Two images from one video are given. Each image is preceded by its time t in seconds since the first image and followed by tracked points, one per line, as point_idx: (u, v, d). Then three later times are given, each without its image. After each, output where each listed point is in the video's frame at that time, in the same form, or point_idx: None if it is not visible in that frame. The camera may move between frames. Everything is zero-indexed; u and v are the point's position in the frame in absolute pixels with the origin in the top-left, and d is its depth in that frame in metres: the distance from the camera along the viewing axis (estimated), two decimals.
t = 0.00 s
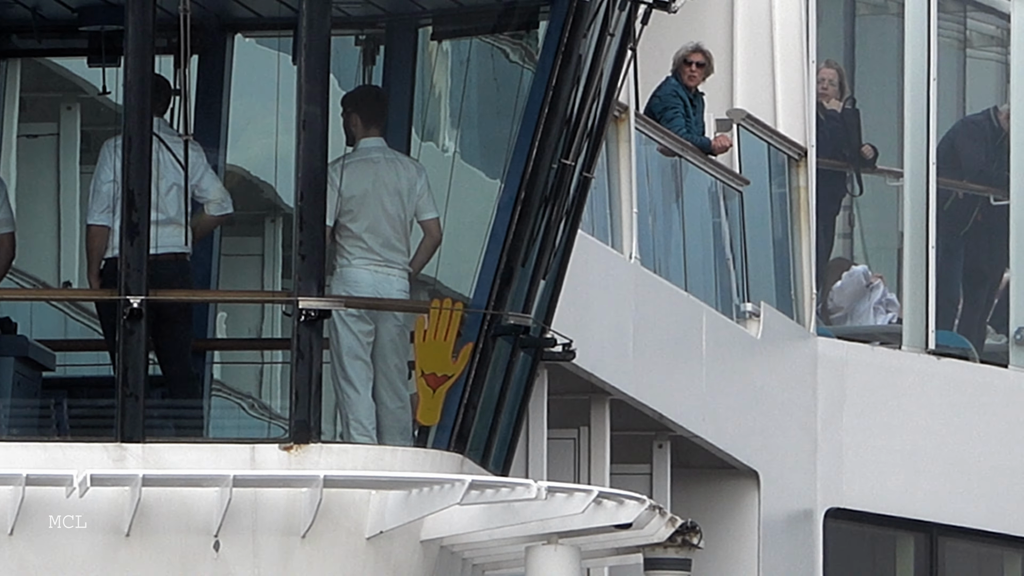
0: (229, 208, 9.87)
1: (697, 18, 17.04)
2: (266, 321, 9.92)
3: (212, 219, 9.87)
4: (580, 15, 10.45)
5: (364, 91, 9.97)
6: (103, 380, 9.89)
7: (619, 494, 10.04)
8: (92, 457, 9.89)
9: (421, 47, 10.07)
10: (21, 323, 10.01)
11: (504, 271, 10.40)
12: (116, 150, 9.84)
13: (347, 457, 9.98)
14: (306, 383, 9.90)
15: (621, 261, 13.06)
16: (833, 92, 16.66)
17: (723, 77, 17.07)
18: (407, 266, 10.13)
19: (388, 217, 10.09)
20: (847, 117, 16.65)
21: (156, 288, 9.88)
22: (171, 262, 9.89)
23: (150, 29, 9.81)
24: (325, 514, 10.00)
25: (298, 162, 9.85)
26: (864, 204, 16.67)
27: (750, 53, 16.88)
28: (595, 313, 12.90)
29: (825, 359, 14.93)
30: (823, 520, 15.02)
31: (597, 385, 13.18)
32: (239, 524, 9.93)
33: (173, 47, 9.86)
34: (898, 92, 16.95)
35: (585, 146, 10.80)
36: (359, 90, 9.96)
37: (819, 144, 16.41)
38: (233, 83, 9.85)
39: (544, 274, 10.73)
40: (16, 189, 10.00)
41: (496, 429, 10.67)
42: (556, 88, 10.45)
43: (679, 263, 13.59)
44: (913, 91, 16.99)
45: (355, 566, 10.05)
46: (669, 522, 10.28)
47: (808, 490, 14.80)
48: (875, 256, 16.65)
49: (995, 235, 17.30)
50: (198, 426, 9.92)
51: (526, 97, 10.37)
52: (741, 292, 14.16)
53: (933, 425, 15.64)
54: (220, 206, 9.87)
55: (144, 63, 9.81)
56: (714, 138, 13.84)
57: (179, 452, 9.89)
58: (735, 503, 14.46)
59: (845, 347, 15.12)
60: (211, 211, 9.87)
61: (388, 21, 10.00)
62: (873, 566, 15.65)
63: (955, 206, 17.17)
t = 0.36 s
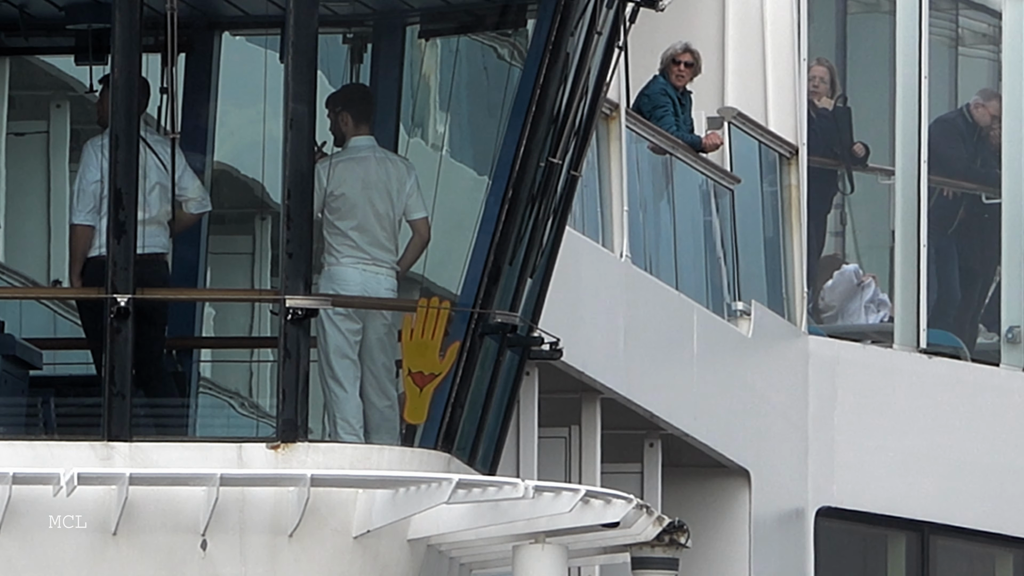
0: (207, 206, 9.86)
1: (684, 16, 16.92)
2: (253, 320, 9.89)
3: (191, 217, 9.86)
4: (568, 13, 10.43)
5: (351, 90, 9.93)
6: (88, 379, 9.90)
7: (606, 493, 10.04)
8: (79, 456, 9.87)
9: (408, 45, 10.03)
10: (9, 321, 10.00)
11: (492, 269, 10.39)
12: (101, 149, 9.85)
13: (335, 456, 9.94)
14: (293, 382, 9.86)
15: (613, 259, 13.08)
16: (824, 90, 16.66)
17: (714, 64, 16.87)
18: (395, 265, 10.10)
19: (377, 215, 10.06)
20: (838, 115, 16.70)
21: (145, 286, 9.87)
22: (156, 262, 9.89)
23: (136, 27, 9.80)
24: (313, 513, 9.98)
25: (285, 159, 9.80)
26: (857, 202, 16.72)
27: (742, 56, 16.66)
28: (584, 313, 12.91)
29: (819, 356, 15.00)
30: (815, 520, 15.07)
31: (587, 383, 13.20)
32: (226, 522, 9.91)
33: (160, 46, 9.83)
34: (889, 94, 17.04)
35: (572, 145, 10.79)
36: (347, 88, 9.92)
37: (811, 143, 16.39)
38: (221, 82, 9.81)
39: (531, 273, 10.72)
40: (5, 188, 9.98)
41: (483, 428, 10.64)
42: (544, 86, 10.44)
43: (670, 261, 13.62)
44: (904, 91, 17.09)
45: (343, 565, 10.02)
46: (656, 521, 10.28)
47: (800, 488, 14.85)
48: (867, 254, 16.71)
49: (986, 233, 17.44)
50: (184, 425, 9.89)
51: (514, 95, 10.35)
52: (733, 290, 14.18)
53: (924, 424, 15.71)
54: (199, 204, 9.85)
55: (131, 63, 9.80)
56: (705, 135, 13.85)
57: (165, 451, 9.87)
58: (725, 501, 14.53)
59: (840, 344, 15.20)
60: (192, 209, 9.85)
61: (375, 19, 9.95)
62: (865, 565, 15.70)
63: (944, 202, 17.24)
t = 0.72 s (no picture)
0: (189, 203, 9.83)
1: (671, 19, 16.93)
2: (239, 318, 9.88)
3: (173, 215, 9.85)
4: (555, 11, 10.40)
5: (337, 88, 9.90)
6: (74, 376, 9.87)
7: (593, 490, 10.02)
8: (66, 454, 9.86)
9: (394, 43, 10.00)
10: None
11: (479, 267, 10.33)
12: (89, 148, 9.82)
13: (321, 454, 9.93)
14: (279, 380, 9.85)
15: (603, 256, 13.08)
16: (816, 89, 16.81)
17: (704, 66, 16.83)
18: (382, 264, 10.07)
19: (364, 214, 10.04)
20: (829, 111, 16.81)
21: (131, 283, 9.86)
22: (142, 261, 9.88)
23: (123, 25, 9.79)
24: (299, 511, 9.97)
25: (271, 157, 9.79)
26: (848, 200, 16.83)
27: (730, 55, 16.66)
28: (573, 313, 12.91)
29: (809, 354, 15.12)
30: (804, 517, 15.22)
31: (576, 382, 13.20)
32: (212, 520, 9.90)
33: (147, 44, 9.82)
34: (880, 90, 17.14)
35: (558, 143, 10.76)
36: (333, 87, 9.89)
37: (801, 140, 16.53)
38: (207, 79, 9.79)
39: (518, 270, 10.68)
40: None
41: (470, 425, 10.60)
42: (531, 84, 10.40)
43: (660, 259, 13.65)
44: (895, 90, 17.16)
45: (328, 563, 10.02)
46: (643, 519, 10.26)
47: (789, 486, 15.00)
48: (858, 251, 16.80)
49: (978, 230, 17.49)
50: (171, 422, 9.88)
51: (500, 93, 10.30)
52: (723, 288, 14.21)
53: (913, 422, 15.90)
54: (181, 202, 9.84)
55: (118, 61, 9.78)
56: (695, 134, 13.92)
57: (152, 449, 9.85)
58: (716, 501, 14.60)
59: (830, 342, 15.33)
60: (173, 207, 9.84)
61: (361, 18, 9.95)
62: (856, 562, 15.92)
63: (928, 201, 17.23)
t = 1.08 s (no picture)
0: (173, 205, 9.76)
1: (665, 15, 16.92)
2: (226, 317, 9.82)
3: (158, 218, 9.77)
4: (541, 9, 10.36)
5: (324, 87, 9.86)
6: (61, 375, 9.81)
7: (579, 489, 10.02)
8: (52, 454, 9.79)
9: (381, 42, 9.96)
10: None
11: (465, 266, 10.34)
12: (76, 146, 9.73)
13: (307, 453, 9.89)
14: (265, 379, 9.81)
15: (593, 256, 13.10)
16: (806, 87, 16.76)
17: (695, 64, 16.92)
18: (368, 262, 10.03)
19: (350, 213, 9.99)
20: (819, 111, 16.75)
21: (117, 283, 9.79)
22: (129, 260, 9.80)
23: (109, 24, 9.72)
24: (285, 509, 9.94)
25: (257, 156, 9.74)
26: (840, 197, 16.83)
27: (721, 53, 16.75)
28: (563, 312, 12.92)
29: (798, 353, 15.22)
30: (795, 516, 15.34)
31: (566, 379, 13.18)
32: (199, 519, 9.87)
33: (133, 43, 9.75)
34: (871, 90, 17.10)
35: (544, 142, 10.75)
36: (320, 85, 9.85)
37: (793, 139, 16.51)
38: (193, 78, 9.73)
39: (504, 269, 10.68)
40: None
41: (456, 424, 10.59)
42: (517, 83, 10.38)
43: (651, 259, 13.67)
44: (886, 88, 17.15)
45: (316, 561, 9.98)
46: (628, 518, 10.27)
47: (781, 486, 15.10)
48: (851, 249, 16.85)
49: (968, 227, 17.68)
50: (157, 421, 9.83)
51: (487, 92, 10.29)
52: (713, 286, 14.32)
53: (904, 422, 16.02)
54: (168, 205, 9.76)
55: (104, 60, 9.71)
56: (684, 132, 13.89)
57: (138, 448, 9.80)
58: (706, 499, 14.69)
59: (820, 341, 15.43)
60: (160, 210, 9.76)
61: (348, 16, 9.90)
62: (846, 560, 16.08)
63: (921, 201, 17.31)
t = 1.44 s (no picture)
0: (160, 206, 9.70)
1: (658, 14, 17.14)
2: (213, 316, 9.76)
3: (145, 220, 9.70)
4: (528, 8, 10.30)
5: (310, 85, 9.80)
6: (47, 373, 9.76)
7: (566, 489, 10.00)
8: (37, 453, 9.72)
9: (367, 41, 9.90)
10: None
11: (451, 265, 10.28)
12: (63, 144, 9.66)
13: (293, 452, 9.84)
14: (251, 378, 9.76)
15: (582, 256, 13.10)
16: (796, 86, 16.80)
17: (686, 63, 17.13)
18: (355, 261, 10.00)
19: (336, 212, 9.95)
20: (810, 110, 16.83)
21: (103, 282, 9.73)
22: (116, 258, 9.73)
23: (95, 23, 9.63)
24: (271, 509, 9.89)
25: (244, 154, 9.69)
26: (830, 199, 16.97)
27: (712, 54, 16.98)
28: (551, 313, 12.89)
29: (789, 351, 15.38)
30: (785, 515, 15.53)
31: (556, 379, 13.17)
32: (185, 519, 9.81)
33: (119, 42, 9.66)
34: (861, 91, 17.25)
35: (531, 142, 10.68)
36: (306, 84, 9.80)
37: (781, 139, 16.50)
38: (180, 77, 9.66)
39: (491, 269, 10.61)
40: None
41: (443, 423, 10.56)
42: (503, 82, 10.31)
43: (640, 257, 13.69)
44: (876, 90, 17.30)
45: (302, 561, 9.94)
46: (615, 517, 10.27)
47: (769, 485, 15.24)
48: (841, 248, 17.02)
49: (957, 227, 17.82)
50: (143, 421, 9.79)
51: (473, 91, 10.22)
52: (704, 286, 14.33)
53: (891, 425, 16.15)
54: (154, 207, 9.69)
55: (90, 59, 9.63)
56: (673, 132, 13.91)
57: (123, 447, 9.74)
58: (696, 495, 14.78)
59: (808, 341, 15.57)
60: (146, 212, 9.70)
61: (335, 15, 9.84)
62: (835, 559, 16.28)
63: (912, 199, 17.48)
